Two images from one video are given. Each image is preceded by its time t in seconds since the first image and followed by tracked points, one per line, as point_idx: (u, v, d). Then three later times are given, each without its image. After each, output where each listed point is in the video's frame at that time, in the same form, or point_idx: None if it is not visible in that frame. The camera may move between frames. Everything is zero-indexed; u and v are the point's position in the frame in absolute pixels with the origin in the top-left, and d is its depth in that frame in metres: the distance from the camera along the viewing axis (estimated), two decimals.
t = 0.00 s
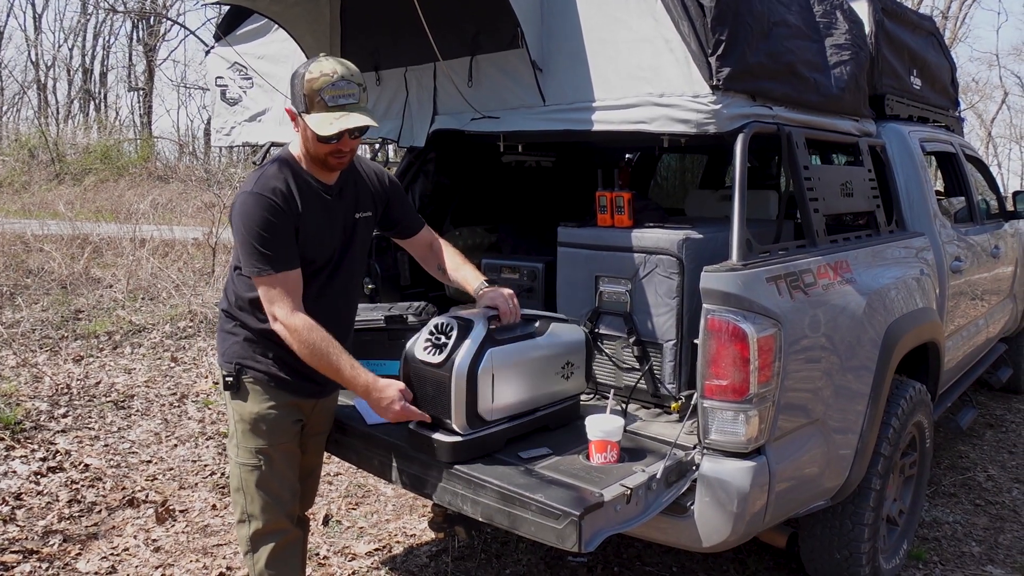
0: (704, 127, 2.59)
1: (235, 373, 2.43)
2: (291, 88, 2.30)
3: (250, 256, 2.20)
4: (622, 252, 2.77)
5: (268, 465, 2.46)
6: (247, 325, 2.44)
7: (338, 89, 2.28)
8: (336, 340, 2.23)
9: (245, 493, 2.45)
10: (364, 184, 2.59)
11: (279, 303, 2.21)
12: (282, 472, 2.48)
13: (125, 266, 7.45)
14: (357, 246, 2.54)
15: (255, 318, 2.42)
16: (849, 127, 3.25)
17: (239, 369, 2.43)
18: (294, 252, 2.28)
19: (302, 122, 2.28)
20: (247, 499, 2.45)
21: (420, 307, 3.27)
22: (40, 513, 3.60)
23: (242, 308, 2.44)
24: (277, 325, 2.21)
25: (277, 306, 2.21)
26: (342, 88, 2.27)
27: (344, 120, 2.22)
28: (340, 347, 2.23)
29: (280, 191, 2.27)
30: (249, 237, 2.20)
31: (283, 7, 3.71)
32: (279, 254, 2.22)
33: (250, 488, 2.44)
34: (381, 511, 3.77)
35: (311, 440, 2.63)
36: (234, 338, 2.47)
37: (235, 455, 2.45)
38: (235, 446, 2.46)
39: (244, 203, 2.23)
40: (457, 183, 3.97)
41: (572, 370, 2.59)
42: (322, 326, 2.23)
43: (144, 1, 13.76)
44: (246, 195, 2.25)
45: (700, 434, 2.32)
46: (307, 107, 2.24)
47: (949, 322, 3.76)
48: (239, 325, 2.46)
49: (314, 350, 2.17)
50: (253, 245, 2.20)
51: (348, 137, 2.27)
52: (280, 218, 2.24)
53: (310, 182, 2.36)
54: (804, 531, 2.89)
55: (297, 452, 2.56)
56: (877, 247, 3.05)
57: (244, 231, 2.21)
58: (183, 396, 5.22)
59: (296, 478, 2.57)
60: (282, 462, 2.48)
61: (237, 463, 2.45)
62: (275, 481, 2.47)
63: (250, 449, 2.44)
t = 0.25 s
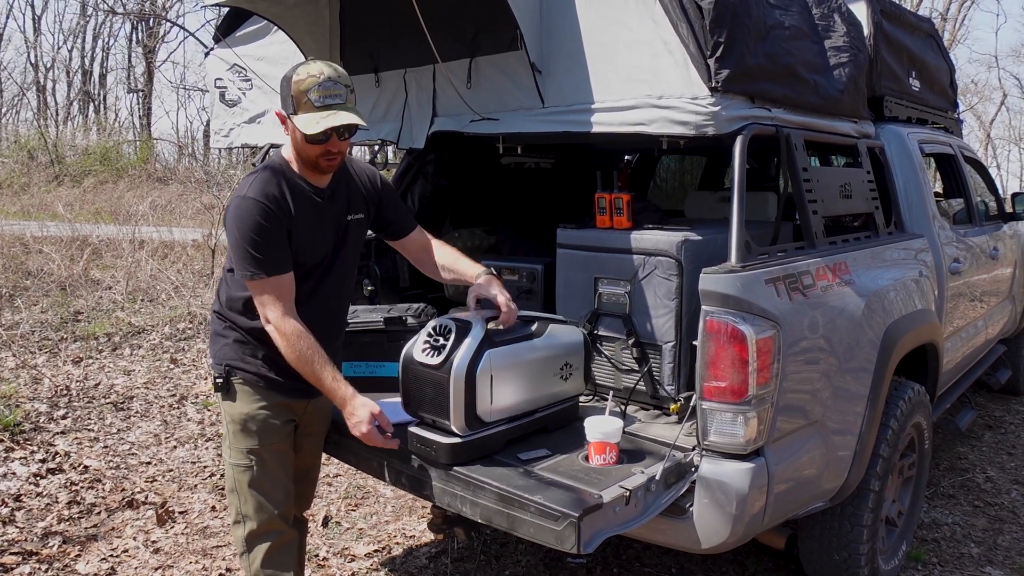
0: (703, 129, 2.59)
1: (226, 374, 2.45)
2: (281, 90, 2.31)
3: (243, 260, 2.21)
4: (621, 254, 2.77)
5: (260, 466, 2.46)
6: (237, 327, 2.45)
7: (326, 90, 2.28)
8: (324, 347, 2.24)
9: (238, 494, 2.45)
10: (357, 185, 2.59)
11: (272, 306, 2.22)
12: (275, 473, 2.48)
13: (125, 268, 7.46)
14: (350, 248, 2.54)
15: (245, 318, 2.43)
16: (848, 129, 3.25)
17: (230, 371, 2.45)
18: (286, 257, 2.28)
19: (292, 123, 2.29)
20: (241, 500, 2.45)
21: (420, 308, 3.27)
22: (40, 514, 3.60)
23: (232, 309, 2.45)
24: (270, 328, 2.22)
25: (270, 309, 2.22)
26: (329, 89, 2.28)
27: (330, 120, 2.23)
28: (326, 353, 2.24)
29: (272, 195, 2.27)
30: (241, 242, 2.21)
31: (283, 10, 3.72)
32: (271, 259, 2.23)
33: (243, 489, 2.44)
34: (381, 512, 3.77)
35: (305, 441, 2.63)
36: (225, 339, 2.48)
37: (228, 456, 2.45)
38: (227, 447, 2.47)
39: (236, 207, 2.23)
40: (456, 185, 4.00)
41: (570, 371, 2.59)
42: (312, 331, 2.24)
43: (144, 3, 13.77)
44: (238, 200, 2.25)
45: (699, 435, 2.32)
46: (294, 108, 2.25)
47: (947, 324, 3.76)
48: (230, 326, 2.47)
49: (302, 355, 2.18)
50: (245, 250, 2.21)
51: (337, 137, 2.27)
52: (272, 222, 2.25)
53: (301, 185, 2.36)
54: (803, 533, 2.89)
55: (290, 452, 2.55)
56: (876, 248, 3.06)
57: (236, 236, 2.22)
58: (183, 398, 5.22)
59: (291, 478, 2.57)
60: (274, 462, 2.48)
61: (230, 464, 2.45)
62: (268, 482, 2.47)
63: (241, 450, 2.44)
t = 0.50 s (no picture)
0: (702, 131, 2.59)
1: (214, 374, 2.44)
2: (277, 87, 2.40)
3: (247, 260, 2.21)
4: (620, 255, 2.77)
5: (248, 465, 2.45)
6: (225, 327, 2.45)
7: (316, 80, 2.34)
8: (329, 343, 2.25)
9: (228, 493, 2.45)
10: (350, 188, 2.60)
11: (276, 305, 2.22)
12: (264, 471, 2.48)
13: (124, 269, 7.46)
14: (346, 249, 2.55)
15: (233, 318, 2.43)
16: (847, 131, 3.25)
17: (217, 371, 2.44)
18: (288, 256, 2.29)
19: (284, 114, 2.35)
20: (231, 499, 2.44)
21: (418, 309, 3.28)
22: (38, 516, 3.59)
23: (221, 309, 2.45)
24: (276, 326, 2.22)
25: (273, 308, 2.22)
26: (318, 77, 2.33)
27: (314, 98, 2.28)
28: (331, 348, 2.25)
29: (272, 196, 2.28)
30: (245, 242, 2.20)
31: (280, 11, 3.73)
32: (275, 257, 2.23)
33: (233, 488, 2.44)
34: (379, 514, 3.77)
35: (297, 440, 2.62)
36: (213, 340, 2.48)
37: (217, 456, 2.45)
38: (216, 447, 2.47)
39: (237, 207, 2.23)
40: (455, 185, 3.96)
41: (570, 373, 2.59)
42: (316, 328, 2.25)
43: (143, 5, 13.77)
44: (239, 201, 2.25)
45: (698, 437, 2.32)
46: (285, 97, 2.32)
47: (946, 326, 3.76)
48: (218, 326, 2.47)
49: (311, 349, 2.19)
50: (249, 249, 2.20)
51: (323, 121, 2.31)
52: (274, 222, 2.25)
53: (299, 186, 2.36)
54: (802, 535, 2.89)
55: (281, 451, 2.54)
56: (875, 250, 3.06)
57: (239, 236, 2.21)
58: (182, 399, 5.22)
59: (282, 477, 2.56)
60: (264, 461, 2.48)
61: (219, 463, 2.45)
62: (258, 480, 2.46)
63: (228, 449, 2.44)
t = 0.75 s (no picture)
0: (700, 130, 2.58)
1: (202, 369, 2.45)
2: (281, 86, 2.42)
3: (243, 252, 2.21)
4: (618, 255, 2.76)
5: (232, 461, 2.43)
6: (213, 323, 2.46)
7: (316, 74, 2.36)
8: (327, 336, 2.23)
9: (212, 488, 2.44)
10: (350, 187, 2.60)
11: (271, 298, 2.21)
12: (249, 468, 2.45)
13: (123, 270, 7.45)
14: (343, 247, 2.54)
15: (221, 313, 2.44)
16: (846, 130, 3.24)
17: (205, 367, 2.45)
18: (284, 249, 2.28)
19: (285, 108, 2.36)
20: (215, 495, 2.43)
21: (416, 309, 3.26)
22: (36, 517, 3.58)
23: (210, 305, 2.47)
24: (272, 318, 2.21)
25: (269, 301, 2.21)
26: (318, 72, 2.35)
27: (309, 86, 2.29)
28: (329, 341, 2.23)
29: (270, 190, 2.28)
30: (241, 234, 2.21)
31: (277, 11, 3.69)
32: (271, 250, 2.23)
33: (216, 483, 2.43)
34: (378, 514, 3.75)
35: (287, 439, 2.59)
36: (202, 335, 2.49)
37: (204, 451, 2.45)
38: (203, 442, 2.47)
39: (236, 201, 2.24)
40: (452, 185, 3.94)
41: (567, 373, 2.58)
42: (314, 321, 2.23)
43: (143, 6, 13.77)
44: (237, 194, 2.26)
45: (696, 438, 2.30)
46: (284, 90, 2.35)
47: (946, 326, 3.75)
48: (206, 322, 2.48)
49: (308, 341, 2.17)
50: (245, 241, 2.21)
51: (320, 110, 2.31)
52: (271, 215, 2.25)
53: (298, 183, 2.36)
54: (801, 536, 2.88)
55: (268, 449, 2.52)
56: (874, 250, 3.05)
57: (236, 229, 2.22)
58: (181, 400, 5.21)
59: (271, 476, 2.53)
60: (249, 458, 2.45)
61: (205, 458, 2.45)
62: (241, 477, 2.44)
63: (213, 444, 2.44)
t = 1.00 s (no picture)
0: (701, 124, 2.56)
1: (197, 366, 2.43)
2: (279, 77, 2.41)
3: (235, 245, 2.20)
4: (618, 250, 2.74)
5: (222, 460, 2.42)
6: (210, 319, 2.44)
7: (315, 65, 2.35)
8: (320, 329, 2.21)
9: (203, 486, 2.43)
10: (348, 180, 2.58)
11: (264, 290, 2.20)
12: (239, 467, 2.44)
13: (126, 267, 7.45)
14: (340, 240, 2.52)
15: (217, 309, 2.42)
16: (849, 126, 3.22)
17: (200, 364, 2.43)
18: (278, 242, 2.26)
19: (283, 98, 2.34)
20: (204, 493, 2.43)
21: (415, 305, 3.25)
22: (36, 512, 3.57)
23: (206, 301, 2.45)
24: (265, 311, 2.19)
25: (262, 294, 2.20)
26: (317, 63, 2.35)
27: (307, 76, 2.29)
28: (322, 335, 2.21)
29: (265, 182, 2.27)
30: (234, 226, 2.20)
31: (275, 6, 3.71)
32: (264, 242, 2.21)
33: (206, 482, 2.42)
34: (377, 510, 3.74)
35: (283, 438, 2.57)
36: (199, 332, 2.47)
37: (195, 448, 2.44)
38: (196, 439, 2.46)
39: (229, 193, 2.23)
40: (451, 182, 4.00)
41: (566, 369, 2.56)
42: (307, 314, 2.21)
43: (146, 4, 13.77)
44: (231, 186, 2.25)
45: (696, 434, 2.28)
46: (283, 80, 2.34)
47: (949, 324, 3.72)
48: (201, 320, 2.47)
49: (301, 334, 2.15)
50: (238, 233, 2.20)
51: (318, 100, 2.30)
52: (265, 207, 2.24)
53: (293, 175, 2.35)
54: (802, 534, 2.85)
55: (261, 448, 2.50)
56: (877, 246, 3.02)
57: (229, 221, 2.21)
58: (182, 396, 5.20)
59: (262, 476, 2.51)
60: (240, 457, 2.44)
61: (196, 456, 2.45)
62: (229, 476, 2.42)
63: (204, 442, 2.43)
